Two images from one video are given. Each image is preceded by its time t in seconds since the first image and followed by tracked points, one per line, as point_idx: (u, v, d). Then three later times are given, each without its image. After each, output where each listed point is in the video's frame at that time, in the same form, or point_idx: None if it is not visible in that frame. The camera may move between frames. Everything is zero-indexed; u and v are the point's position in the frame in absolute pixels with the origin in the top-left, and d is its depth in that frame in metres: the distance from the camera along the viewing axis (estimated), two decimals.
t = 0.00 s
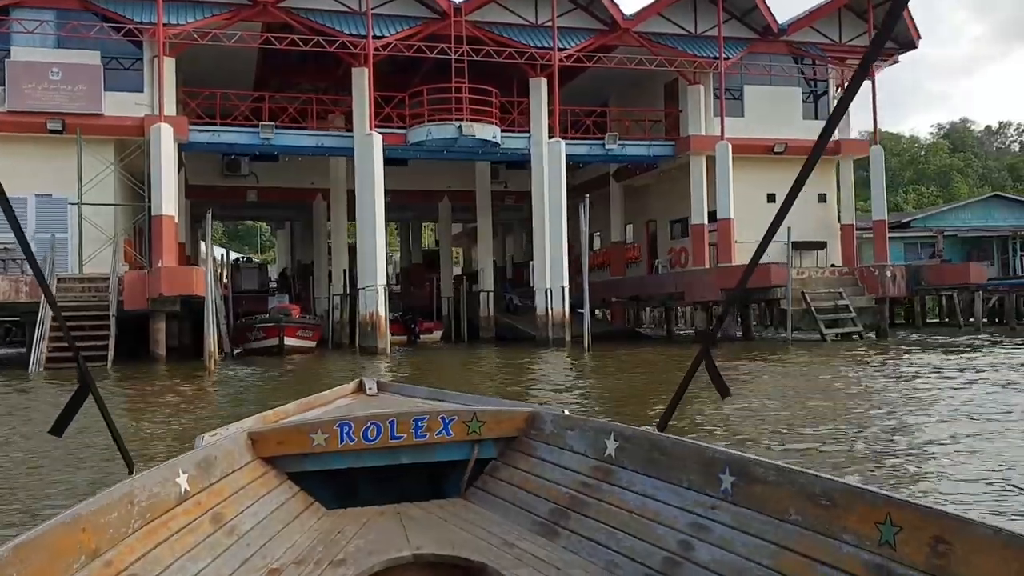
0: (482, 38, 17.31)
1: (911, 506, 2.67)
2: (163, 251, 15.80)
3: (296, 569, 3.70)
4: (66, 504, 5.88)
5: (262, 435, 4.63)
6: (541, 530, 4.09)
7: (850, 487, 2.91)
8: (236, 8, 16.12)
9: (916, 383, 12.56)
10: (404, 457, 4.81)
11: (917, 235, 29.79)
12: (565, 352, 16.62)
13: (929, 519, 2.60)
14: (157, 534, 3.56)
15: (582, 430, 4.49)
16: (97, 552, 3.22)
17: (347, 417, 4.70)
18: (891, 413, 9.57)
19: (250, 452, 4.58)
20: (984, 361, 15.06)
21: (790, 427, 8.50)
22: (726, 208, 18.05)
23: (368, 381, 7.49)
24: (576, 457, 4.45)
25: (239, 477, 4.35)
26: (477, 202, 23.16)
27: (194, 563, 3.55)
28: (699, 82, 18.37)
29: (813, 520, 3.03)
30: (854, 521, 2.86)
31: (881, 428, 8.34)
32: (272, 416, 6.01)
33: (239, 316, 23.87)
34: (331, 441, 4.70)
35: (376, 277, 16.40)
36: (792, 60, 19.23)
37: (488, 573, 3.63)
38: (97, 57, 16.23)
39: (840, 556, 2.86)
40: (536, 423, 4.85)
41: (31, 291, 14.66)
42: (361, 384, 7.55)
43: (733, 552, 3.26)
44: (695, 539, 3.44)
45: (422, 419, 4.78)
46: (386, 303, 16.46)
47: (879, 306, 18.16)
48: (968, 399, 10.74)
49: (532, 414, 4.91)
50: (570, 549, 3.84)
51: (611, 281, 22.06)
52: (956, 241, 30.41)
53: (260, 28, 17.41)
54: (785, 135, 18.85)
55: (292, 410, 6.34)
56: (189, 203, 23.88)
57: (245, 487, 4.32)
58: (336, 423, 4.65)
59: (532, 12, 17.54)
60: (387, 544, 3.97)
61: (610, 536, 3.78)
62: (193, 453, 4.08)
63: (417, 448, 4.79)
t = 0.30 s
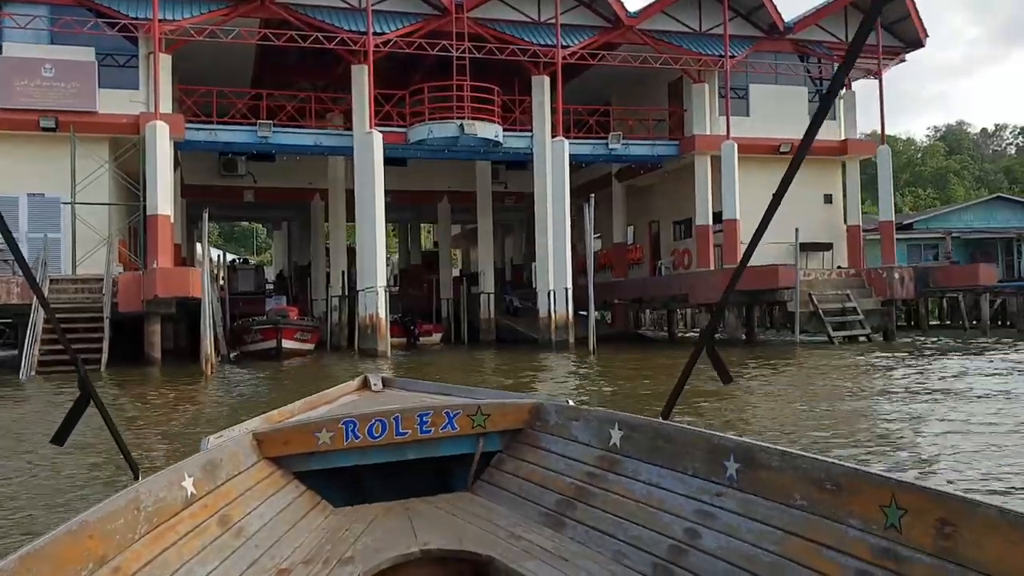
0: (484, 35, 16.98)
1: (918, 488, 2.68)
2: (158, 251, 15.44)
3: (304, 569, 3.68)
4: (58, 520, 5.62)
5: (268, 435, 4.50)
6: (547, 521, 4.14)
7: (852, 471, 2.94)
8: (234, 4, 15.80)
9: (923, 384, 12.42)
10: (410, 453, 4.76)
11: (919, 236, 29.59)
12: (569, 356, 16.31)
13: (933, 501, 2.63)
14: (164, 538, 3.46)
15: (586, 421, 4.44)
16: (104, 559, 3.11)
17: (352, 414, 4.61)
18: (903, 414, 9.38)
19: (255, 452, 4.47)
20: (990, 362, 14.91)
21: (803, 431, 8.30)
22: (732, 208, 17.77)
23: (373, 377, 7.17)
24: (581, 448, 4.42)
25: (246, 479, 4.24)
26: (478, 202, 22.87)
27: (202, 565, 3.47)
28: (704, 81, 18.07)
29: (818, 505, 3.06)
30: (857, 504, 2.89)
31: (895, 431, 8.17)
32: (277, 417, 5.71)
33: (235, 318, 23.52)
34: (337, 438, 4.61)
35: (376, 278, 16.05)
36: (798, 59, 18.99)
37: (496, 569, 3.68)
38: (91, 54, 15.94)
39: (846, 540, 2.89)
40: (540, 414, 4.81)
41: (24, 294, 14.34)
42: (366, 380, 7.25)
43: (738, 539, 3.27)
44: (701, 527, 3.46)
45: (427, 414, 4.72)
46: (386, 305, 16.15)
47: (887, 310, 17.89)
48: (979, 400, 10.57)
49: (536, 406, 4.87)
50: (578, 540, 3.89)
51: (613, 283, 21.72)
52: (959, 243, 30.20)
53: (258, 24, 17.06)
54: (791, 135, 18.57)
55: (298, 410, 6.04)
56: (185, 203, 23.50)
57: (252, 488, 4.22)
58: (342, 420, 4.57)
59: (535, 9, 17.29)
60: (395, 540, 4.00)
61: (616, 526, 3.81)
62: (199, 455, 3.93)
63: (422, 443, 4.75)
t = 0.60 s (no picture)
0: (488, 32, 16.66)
1: (916, 492, 2.69)
2: (156, 251, 15.09)
3: None
4: (48, 531, 5.31)
5: (269, 442, 4.34)
6: (547, 527, 4.05)
7: (849, 475, 2.94)
8: None
9: (934, 387, 12.13)
10: (410, 460, 4.63)
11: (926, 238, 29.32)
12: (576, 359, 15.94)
13: (932, 505, 2.64)
14: (166, 547, 3.37)
15: (586, 426, 4.39)
16: (106, 570, 3.05)
17: (352, 421, 4.46)
18: (921, 419, 9.09)
19: (257, 460, 4.29)
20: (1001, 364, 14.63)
21: (819, 438, 8.00)
22: (740, 208, 17.50)
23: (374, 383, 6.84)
24: (581, 454, 4.35)
25: (247, 487, 4.08)
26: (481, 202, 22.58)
27: None
28: (712, 79, 17.79)
29: (815, 510, 3.05)
30: (856, 509, 2.89)
31: (914, 438, 7.88)
32: (277, 423, 5.41)
33: (235, 320, 23.15)
34: (337, 446, 4.46)
35: (379, 280, 15.75)
36: (807, 57, 18.69)
37: None
38: (88, 50, 15.51)
39: (845, 545, 2.89)
40: (540, 419, 4.71)
41: (18, 296, 14.02)
42: (365, 387, 6.91)
43: (738, 544, 3.25)
44: (701, 532, 3.43)
45: (426, 421, 4.59)
46: (389, 306, 15.80)
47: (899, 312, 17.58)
48: (996, 404, 10.28)
49: (536, 410, 4.77)
50: (579, 546, 3.81)
51: (617, 284, 21.37)
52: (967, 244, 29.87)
53: (259, 20, 16.72)
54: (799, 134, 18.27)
55: (297, 418, 5.69)
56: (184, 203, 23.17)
57: (253, 496, 4.07)
58: (342, 427, 4.42)
59: (540, 6, 16.96)
60: (394, 546, 3.90)
61: (616, 532, 3.75)
62: (199, 463, 3.81)
63: (423, 450, 4.61)
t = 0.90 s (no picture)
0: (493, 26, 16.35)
1: (903, 507, 2.68)
2: (155, 249, 14.77)
3: None
4: (33, 535, 5.06)
5: (255, 450, 4.20)
6: (535, 539, 3.91)
7: (836, 490, 2.92)
8: None
9: (945, 388, 11.87)
10: (398, 471, 4.41)
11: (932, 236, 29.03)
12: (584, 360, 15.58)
13: (923, 520, 2.61)
14: (149, 555, 3.28)
15: (575, 439, 4.20)
16: None
17: (341, 431, 4.28)
18: (936, 422, 8.82)
19: (242, 469, 4.16)
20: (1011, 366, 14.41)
21: (833, 442, 7.70)
22: (749, 205, 17.18)
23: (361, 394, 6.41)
24: (569, 467, 4.17)
25: (232, 496, 3.95)
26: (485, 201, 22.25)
27: None
28: (720, 74, 17.51)
29: (806, 524, 3.01)
30: (845, 523, 2.86)
31: (930, 442, 7.61)
32: (265, 433, 5.19)
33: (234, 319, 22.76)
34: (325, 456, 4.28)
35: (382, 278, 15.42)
36: (815, 52, 18.38)
37: None
38: (85, 43, 15.07)
39: (832, 559, 2.86)
40: (529, 431, 4.47)
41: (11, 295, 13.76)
42: (354, 396, 6.52)
43: (726, 558, 3.21)
44: (690, 546, 3.36)
45: (414, 431, 4.37)
46: (392, 305, 15.49)
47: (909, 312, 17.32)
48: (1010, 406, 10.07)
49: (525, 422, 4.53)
50: (566, 559, 3.70)
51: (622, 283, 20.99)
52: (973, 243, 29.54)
53: (259, 12, 16.35)
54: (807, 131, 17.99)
55: (286, 426, 5.45)
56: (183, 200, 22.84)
57: (239, 504, 3.94)
58: (329, 437, 4.24)
59: None
60: (382, 559, 3.77)
61: (604, 544, 3.66)
62: (185, 470, 3.70)
63: (410, 460, 4.39)
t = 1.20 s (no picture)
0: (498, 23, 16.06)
1: (891, 503, 2.62)
2: (152, 250, 14.53)
3: None
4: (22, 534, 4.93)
5: (239, 441, 4.22)
6: (521, 533, 3.87)
7: (825, 485, 2.86)
8: None
9: (955, 390, 11.67)
10: (383, 463, 4.44)
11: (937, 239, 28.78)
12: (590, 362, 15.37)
13: (912, 517, 2.55)
14: (135, 542, 3.26)
15: (562, 434, 4.19)
16: (70, 564, 2.90)
17: (325, 422, 4.29)
18: (948, 423, 8.61)
19: (225, 459, 4.17)
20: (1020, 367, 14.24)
21: (844, 443, 7.50)
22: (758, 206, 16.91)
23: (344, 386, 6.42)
24: (556, 462, 4.15)
25: (217, 485, 3.96)
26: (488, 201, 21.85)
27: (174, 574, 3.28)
28: (728, 73, 17.28)
29: (794, 520, 2.95)
30: (833, 519, 2.80)
31: (942, 444, 7.41)
32: (247, 423, 5.19)
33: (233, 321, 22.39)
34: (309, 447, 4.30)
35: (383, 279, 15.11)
36: (823, 51, 18.10)
37: None
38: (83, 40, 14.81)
39: (821, 555, 2.80)
40: (514, 426, 4.48)
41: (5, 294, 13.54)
42: (336, 389, 6.51)
43: (713, 553, 3.15)
44: (678, 541, 3.30)
45: (401, 424, 4.39)
46: (394, 307, 15.18)
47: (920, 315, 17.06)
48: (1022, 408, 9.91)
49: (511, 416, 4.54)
50: (552, 553, 3.64)
51: (627, 284, 20.63)
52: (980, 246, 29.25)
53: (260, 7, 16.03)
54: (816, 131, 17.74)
55: (269, 417, 5.46)
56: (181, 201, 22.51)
57: (223, 494, 3.95)
58: (314, 428, 4.25)
59: None
60: (367, 551, 3.73)
61: (591, 538, 3.60)
62: (171, 460, 3.70)
63: (396, 453, 4.42)
